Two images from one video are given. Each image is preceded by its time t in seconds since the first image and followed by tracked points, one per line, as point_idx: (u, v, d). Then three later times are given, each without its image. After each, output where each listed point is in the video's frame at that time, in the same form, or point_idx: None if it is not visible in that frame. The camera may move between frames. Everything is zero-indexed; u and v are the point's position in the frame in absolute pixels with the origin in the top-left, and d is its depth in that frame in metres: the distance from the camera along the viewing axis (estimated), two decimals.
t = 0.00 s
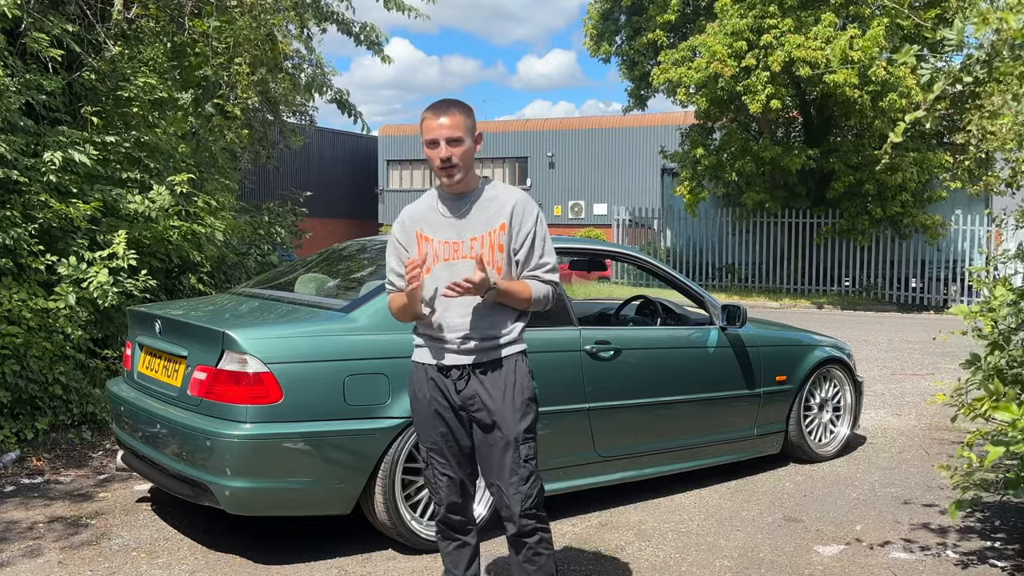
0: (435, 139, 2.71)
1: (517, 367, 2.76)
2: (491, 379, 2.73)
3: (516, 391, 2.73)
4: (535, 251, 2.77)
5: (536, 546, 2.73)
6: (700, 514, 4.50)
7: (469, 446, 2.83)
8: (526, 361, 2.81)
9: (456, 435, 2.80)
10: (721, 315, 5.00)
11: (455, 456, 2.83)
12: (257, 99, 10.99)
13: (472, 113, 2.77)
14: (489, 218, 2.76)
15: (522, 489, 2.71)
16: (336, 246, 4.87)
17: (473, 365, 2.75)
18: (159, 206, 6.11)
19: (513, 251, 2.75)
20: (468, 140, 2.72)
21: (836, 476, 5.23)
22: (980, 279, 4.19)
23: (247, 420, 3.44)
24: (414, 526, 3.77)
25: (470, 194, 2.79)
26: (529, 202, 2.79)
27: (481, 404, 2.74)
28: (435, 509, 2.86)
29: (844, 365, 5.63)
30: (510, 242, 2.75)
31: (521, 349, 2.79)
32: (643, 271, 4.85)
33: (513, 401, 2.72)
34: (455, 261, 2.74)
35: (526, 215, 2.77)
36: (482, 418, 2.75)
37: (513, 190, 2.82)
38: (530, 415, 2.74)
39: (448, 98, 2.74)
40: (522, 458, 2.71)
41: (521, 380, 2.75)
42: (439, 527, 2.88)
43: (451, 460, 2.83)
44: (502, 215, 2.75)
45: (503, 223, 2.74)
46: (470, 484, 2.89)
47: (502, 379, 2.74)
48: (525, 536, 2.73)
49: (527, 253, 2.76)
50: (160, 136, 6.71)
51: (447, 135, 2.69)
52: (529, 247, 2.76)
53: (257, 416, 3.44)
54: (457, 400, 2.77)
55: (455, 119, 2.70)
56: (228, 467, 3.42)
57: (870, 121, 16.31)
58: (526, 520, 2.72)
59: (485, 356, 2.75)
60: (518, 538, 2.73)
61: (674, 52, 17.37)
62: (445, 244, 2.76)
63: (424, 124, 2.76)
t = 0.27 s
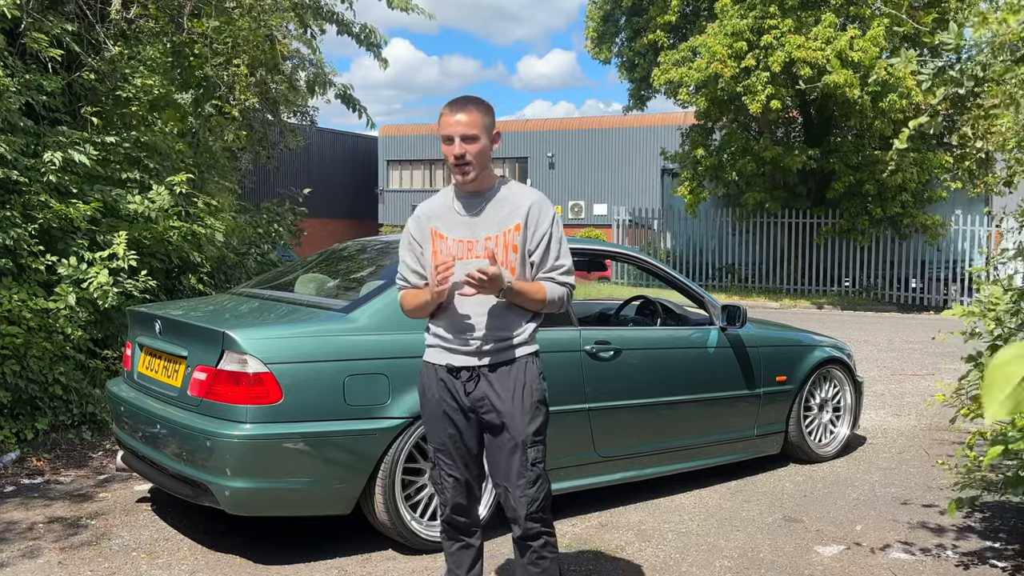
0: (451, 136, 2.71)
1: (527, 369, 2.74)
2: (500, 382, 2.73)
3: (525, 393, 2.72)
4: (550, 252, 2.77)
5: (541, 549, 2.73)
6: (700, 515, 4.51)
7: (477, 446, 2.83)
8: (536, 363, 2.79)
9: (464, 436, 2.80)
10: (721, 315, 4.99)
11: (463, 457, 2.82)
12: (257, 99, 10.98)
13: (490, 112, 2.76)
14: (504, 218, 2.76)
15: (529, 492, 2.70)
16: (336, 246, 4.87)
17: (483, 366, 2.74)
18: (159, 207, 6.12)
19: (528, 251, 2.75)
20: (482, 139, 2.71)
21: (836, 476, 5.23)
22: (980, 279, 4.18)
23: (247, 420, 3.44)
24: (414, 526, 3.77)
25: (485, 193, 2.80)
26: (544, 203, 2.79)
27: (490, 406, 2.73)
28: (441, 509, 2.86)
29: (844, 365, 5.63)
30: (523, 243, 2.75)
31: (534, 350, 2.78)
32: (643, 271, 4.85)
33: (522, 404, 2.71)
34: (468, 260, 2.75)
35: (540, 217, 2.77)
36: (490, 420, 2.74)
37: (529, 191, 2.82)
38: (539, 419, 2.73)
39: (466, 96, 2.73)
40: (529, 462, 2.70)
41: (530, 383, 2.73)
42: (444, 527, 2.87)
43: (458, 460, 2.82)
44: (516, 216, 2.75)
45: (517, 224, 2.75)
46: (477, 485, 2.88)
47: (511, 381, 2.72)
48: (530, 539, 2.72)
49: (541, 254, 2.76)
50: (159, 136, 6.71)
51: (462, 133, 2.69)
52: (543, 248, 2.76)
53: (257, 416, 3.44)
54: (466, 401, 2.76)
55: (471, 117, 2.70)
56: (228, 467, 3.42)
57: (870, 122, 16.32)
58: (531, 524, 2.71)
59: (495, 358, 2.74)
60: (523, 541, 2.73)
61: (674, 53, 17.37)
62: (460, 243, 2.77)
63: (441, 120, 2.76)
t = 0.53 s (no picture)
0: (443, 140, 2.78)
1: (525, 373, 2.68)
2: (495, 385, 2.69)
3: (520, 398, 2.66)
4: (561, 255, 2.70)
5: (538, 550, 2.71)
6: (700, 515, 4.51)
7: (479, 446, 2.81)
8: (538, 365, 2.70)
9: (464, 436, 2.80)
10: (721, 315, 4.98)
11: (464, 454, 2.82)
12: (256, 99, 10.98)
13: (487, 113, 2.73)
14: (513, 217, 2.72)
15: (523, 495, 2.67)
16: (336, 247, 4.87)
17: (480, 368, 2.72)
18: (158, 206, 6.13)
19: (535, 252, 2.70)
20: (471, 140, 2.70)
21: (835, 476, 5.24)
22: (980, 279, 4.18)
23: (247, 420, 3.44)
24: (413, 526, 3.77)
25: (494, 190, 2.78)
26: (556, 204, 2.71)
27: (485, 408, 2.71)
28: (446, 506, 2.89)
29: (844, 365, 5.63)
30: (531, 244, 2.70)
31: (535, 354, 2.70)
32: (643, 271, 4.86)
33: (516, 408, 2.66)
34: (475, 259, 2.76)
35: (551, 218, 2.70)
36: (485, 422, 2.72)
37: (544, 190, 2.75)
38: (535, 424, 2.67)
39: (470, 96, 2.75)
40: (523, 466, 2.67)
41: (525, 387, 2.67)
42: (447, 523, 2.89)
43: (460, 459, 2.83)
44: (524, 216, 2.70)
45: (525, 224, 2.69)
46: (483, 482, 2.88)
47: (505, 384, 2.68)
48: (527, 540, 2.71)
49: (550, 256, 2.70)
50: (158, 137, 6.72)
51: (449, 136, 2.74)
52: (553, 250, 2.70)
53: (257, 416, 3.44)
54: (464, 402, 2.77)
55: (456, 119, 2.72)
56: (228, 467, 3.42)
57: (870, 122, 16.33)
58: (527, 526, 2.69)
59: (492, 360, 2.71)
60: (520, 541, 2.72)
61: (675, 53, 17.37)
62: (470, 240, 2.78)
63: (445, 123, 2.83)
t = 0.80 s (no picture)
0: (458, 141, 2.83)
1: (521, 378, 2.67)
2: (493, 389, 2.70)
3: (515, 402, 2.66)
4: (552, 259, 2.61)
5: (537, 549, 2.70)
6: (700, 515, 4.51)
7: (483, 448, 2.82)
8: (535, 369, 2.68)
9: (467, 437, 2.82)
10: (721, 315, 4.98)
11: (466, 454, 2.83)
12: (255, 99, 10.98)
13: (494, 116, 2.72)
14: (514, 219, 2.72)
15: (519, 497, 2.67)
16: (336, 246, 4.87)
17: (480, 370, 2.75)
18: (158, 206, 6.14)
19: (532, 254, 2.67)
20: (476, 144, 2.73)
21: (836, 476, 5.24)
22: (980, 279, 4.18)
23: (247, 420, 3.44)
24: (413, 526, 3.77)
25: (507, 190, 2.79)
26: (553, 206, 2.64)
27: (483, 411, 2.73)
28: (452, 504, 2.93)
29: (844, 365, 5.63)
30: (528, 247, 2.67)
31: (533, 357, 2.68)
32: (644, 271, 4.84)
33: (511, 412, 2.66)
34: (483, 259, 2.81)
35: (546, 220, 2.64)
36: (484, 425, 2.73)
37: (547, 192, 2.69)
38: (531, 428, 2.65)
39: (480, 98, 2.77)
40: (518, 469, 2.66)
41: (521, 390, 2.66)
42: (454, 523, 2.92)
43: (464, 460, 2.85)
44: (522, 219, 2.69)
45: (522, 226, 2.68)
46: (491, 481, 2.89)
47: (502, 387, 2.68)
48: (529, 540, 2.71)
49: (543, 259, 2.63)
50: (158, 136, 6.72)
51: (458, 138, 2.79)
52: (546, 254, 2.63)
53: (257, 416, 3.44)
54: (465, 404, 2.79)
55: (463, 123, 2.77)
56: (228, 467, 3.42)
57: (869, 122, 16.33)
58: (525, 526, 2.69)
59: (488, 363, 2.72)
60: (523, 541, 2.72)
61: (674, 53, 17.37)
62: (482, 240, 2.84)
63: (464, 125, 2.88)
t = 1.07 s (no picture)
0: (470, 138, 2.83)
1: (523, 380, 2.67)
2: (495, 390, 2.71)
3: (517, 404, 2.66)
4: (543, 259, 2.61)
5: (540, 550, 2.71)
6: (700, 515, 4.51)
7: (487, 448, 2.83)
8: (537, 372, 2.67)
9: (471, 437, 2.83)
10: (721, 316, 4.98)
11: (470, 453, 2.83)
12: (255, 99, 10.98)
13: (507, 115, 2.73)
14: (516, 219, 2.74)
15: (521, 498, 2.68)
16: (336, 246, 4.87)
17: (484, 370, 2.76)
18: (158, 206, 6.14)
19: (528, 254, 2.67)
20: (489, 143, 2.73)
21: (835, 476, 5.24)
22: (980, 280, 4.18)
23: (247, 420, 3.44)
24: (414, 527, 3.77)
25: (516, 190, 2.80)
26: (548, 207, 2.64)
27: (486, 412, 2.74)
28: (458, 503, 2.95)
29: (844, 365, 5.63)
30: (524, 246, 2.68)
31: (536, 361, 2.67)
32: (644, 271, 4.83)
33: (512, 415, 2.66)
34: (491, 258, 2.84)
35: (540, 220, 2.63)
36: (486, 426, 2.74)
37: (547, 193, 2.69)
38: (532, 431, 2.65)
39: (494, 97, 2.77)
40: (519, 471, 2.66)
41: (522, 392, 2.66)
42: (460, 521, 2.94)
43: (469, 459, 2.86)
44: (521, 219, 2.70)
45: (520, 227, 2.70)
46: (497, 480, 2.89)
47: (503, 389, 2.69)
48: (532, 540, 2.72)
49: (536, 259, 2.63)
50: (159, 137, 6.73)
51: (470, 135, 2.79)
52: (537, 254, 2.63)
53: (257, 416, 3.44)
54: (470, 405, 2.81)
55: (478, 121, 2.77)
56: (228, 467, 3.42)
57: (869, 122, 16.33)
58: (527, 527, 2.70)
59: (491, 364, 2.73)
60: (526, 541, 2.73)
61: (674, 53, 17.36)
62: (493, 240, 2.87)
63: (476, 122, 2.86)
